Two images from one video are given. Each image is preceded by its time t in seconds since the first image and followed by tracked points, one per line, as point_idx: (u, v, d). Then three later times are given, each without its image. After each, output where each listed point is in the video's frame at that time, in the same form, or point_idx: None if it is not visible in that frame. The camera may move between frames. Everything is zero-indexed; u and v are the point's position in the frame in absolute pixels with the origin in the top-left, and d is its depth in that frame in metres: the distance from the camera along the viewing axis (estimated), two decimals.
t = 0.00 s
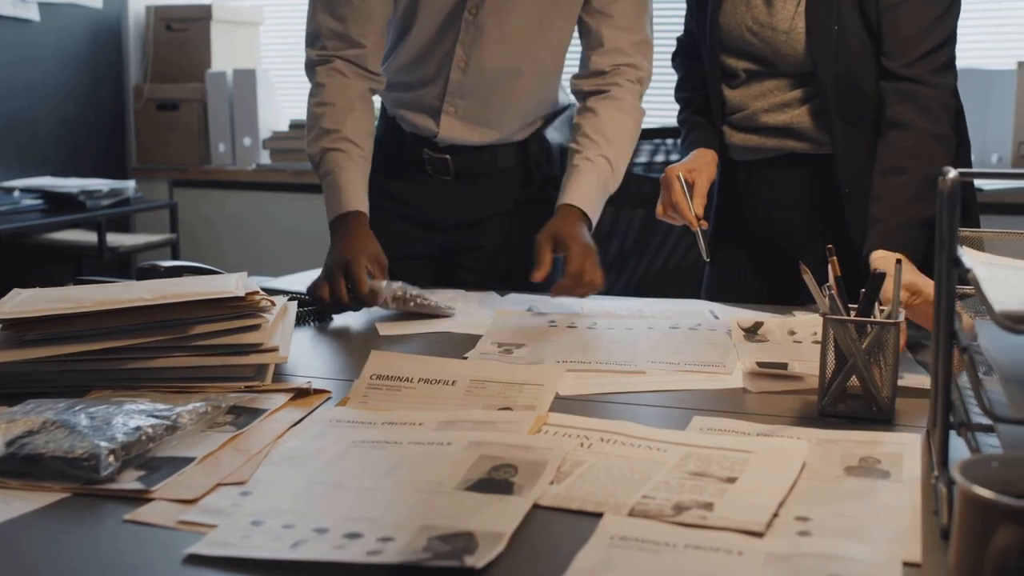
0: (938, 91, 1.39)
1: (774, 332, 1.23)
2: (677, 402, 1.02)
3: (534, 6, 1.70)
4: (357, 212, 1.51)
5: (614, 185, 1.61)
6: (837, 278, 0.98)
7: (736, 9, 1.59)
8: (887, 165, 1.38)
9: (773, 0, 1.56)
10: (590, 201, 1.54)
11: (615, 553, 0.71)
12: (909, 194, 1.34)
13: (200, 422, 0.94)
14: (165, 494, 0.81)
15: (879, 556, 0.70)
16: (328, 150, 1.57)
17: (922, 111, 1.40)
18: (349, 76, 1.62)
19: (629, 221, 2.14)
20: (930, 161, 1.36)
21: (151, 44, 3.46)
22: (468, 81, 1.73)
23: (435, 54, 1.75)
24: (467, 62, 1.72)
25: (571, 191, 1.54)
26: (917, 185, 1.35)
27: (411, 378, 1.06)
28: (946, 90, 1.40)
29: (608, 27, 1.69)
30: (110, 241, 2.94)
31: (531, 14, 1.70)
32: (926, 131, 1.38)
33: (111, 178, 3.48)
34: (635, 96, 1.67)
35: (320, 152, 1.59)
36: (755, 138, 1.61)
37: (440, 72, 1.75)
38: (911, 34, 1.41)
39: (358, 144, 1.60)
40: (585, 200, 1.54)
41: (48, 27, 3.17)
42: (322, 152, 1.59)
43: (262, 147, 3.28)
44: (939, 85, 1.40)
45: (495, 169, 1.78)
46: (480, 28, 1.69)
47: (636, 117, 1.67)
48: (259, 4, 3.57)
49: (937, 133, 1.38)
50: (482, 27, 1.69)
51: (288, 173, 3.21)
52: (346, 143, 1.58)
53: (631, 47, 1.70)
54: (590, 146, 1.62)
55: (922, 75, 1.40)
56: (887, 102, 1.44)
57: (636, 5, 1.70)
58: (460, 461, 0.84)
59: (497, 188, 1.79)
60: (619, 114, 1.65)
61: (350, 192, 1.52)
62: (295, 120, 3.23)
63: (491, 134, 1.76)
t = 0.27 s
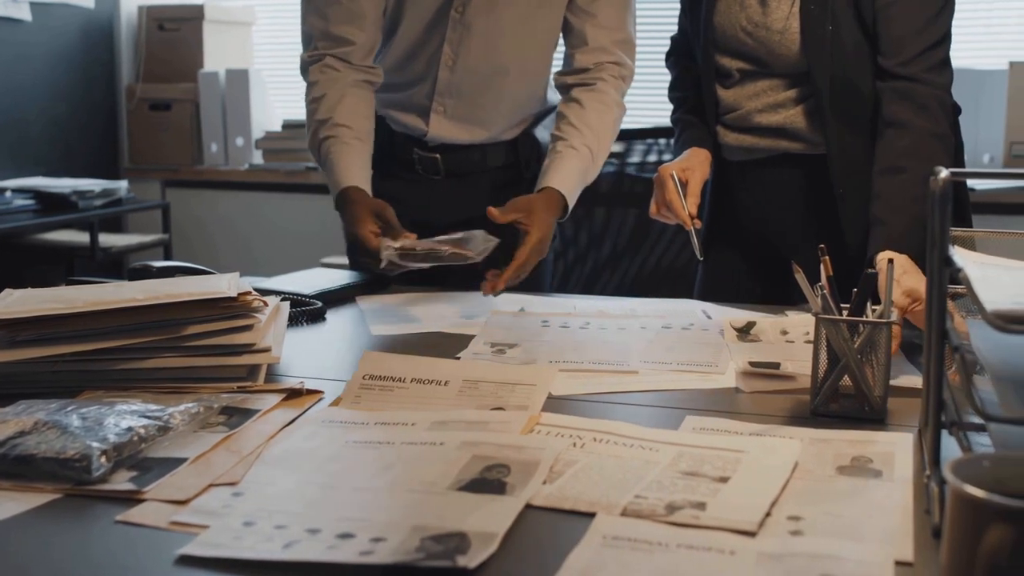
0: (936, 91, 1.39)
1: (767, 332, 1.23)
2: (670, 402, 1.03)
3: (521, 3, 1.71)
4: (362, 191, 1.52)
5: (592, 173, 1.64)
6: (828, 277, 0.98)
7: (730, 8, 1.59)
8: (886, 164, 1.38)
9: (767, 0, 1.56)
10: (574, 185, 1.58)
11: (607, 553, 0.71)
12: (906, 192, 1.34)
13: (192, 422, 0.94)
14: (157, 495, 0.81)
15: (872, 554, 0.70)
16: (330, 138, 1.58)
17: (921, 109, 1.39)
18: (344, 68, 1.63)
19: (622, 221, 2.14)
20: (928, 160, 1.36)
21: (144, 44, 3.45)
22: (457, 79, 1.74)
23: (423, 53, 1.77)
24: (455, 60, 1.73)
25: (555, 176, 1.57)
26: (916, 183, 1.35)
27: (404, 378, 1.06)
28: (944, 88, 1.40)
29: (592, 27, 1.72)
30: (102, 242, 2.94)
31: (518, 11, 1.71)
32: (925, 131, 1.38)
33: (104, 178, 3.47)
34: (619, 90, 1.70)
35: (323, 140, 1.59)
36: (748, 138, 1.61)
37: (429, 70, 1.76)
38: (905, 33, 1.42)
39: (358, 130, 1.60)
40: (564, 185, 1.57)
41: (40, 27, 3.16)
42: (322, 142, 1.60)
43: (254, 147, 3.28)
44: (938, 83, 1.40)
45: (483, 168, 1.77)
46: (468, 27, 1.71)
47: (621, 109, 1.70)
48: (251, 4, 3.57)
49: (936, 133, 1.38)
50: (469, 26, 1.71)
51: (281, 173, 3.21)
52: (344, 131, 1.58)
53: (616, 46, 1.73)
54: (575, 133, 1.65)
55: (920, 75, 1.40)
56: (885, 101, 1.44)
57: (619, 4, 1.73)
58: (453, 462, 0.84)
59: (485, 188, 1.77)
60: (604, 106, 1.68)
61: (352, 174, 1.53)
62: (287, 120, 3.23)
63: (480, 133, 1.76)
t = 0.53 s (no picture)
0: (928, 91, 1.40)
1: (758, 331, 1.23)
2: (662, 402, 1.03)
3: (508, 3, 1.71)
4: (386, 185, 1.51)
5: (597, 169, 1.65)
6: (820, 276, 0.98)
7: (723, 7, 1.60)
8: (879, 163, 1.38)
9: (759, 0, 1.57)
10: (578, 180, 1.57)
11: (599, 552, 0.71)
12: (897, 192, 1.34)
13: (183, 423, 0.94)
14: (148, 496, 0.81)
15: (863, 554, 0.70)
16: (343, 138, 1.58)
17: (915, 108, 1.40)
18: (344, 68, 1.63)
19: (613, 221, 2.14)
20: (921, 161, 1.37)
21: (135, 44, 3.45)
22: (445, 80, 1.73)
23: (411, 53, 1.76)
24: (443, 61, 1.72)
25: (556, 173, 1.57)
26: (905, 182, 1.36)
27: (395, 378, 1.06)
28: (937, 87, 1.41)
29: (583, 27, 1.72)
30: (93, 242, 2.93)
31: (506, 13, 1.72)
32: (917, 130, 1.38)
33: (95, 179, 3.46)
34: (611, 88, 1.71)
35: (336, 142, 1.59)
36: (740, 138, 1.61)
37: (415, 72, 1.76)
38: (898, 33, 1.42)
39: (369, 127, 1.60)
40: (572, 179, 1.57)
41: (31, 27, 3.16)
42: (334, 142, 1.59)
43: (246, 147, 3.27)
44: (928, 83, 1.41)
45: (470, 168, 1.78)
46: (455, 28, 1.70)
47: (613, 108, 1.70)
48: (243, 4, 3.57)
49: (928, 131, 1.38)
50: (456, 27, 1.70)
51: (272, 173, 3.21)
52: (355, 127, 1.58)
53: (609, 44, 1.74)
54: (571, 131, 1.65)
55: (914, 75, 1.41)
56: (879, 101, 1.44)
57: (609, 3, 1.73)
58: (444, 462, 0.84)
59: (471, 188, 1.79)
60: (598, 105, 1.68)
61: (372, 170, 1.52)
62: (279, 120, 3.23)
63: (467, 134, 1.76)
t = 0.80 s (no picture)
0: (917, 97, 1.40)
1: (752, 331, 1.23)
2: (656, 402, 1.03)
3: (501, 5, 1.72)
4: (387, 182, 1.50)
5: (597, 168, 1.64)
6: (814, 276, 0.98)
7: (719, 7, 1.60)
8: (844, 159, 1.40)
9: None
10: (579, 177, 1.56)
11: (593, 552, 0.71)
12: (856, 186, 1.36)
13: (178, 424, 0.94)
14: (142, 497, 0.80)
15: (857, 553, 0.70)
16: (342, 137, 1.57)
17: (903, 117, 1.39)
18: (340, 67, 1.63)
19: (608, 221, 2.14)
20: (890, 164, 1.38)
21: (129, 44, 3.44)
22: (439, 80, 1.73)
23: (405, 53, 1.76)
24: (437, 61, 1.73)
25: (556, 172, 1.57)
26: (861, 175, 1.38)
27: (390, 378, 1.06)
28: (926, 93, 1.41)
29: (578, 27, 1.72)
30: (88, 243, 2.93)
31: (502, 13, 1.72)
32: (892, 133, 1.39)
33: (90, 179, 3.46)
34: (608, 87, 1.71)
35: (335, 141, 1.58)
36: (734, 138, 1.62)
37: (409, 72, 1.76)
38: (894, 37, 1.42)
39: (367, 125, 1.59)
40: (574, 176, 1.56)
41: (24, 26, 3.15)
42: (333, 141, 1.59)
43: (240, 147, 3.27)
44: (918, 89, 1.41)
45: (465, 168, 1.78)
46: (450, 30, 1.70)
47: (610, 108, 1.70)
48: (237, 4, 3.57)
49: (902, 135, 1.39)
50: (450, 28, 1.70)
51: (267, 173, 3.20)
52: (353, 125, 1.58)
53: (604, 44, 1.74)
54: (571, 129, 1.65)
55: (907, 80, 1.41)
56: (870, 103, 1.44)
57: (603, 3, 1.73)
58: (439, 462, 0.84)
59: (468, 187, 1.79)
60: (595, 105, 1.68)
61: (373, 167, 1.51)
62: (273, 120, 3.23)
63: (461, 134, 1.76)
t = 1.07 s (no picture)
0: (853, 99, 1.43)
1: (745, 331, 1.23)
2: (650, 401, 1.03)
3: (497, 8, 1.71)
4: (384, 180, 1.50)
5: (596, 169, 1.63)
6: (807, 276, 0.98)
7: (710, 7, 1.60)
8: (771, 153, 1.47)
9: None
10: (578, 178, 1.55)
11: (586, 552, 0.71)
12: (763, 185, 1.43)
13: (171, 424, 0.94)
14: (135, 497, 0.80)
15: (850, 553, 0.70)
16: (334, 136, 1.57)
17: (835, 120, 1.43)
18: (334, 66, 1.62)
19: (602, 221, 2.15)
20: (799, 164, 1.43)
21: (122, 43, 3.44)
22: (434, 80, 1.73)
23: (401, 52, 1.75)
24: (432, 62, 1.73)
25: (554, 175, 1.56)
26: (781, 172, 1.44)
27: (383, 378, 1.06)
28: (865, 96, 1.44)
29: (573, 27, 1.72)
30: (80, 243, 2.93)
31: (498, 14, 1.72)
32: (815, 133, 1.43)
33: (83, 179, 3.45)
34: (603, 86, 1.71)
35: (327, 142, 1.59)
36: (727, 137, 1.62)
37: (404, 73, 1.76)
38: (854, 36, 1.45)
39: (360, 124, 1.59)
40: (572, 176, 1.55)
41: (17, 26, 3.14)
42: (326, 140, 1.58)
43: (234, 147, 3.27)
44: (857, 92, 1.44)
45: (458, 168, 1.79)
46: (445, 30, 1.70)
47: (607, 108, 1.70)
48: (230, 4, 3.57)
49: (823, 135, 1.43)
50: (444, 31, 1.70)
51: (260, 173, 3.20)
52: (346, 125, 1.58)
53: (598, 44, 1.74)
54: (570, 130, 1.64)
55: (850, 80, 1.44)
56: (814, 102, 1.47)
57: (597, 4, 1.73)
58: (432, 462, 0.84)
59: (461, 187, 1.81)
60: (592, 104, 1.68)
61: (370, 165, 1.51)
62: (267, 120, 3.23)
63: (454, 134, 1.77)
